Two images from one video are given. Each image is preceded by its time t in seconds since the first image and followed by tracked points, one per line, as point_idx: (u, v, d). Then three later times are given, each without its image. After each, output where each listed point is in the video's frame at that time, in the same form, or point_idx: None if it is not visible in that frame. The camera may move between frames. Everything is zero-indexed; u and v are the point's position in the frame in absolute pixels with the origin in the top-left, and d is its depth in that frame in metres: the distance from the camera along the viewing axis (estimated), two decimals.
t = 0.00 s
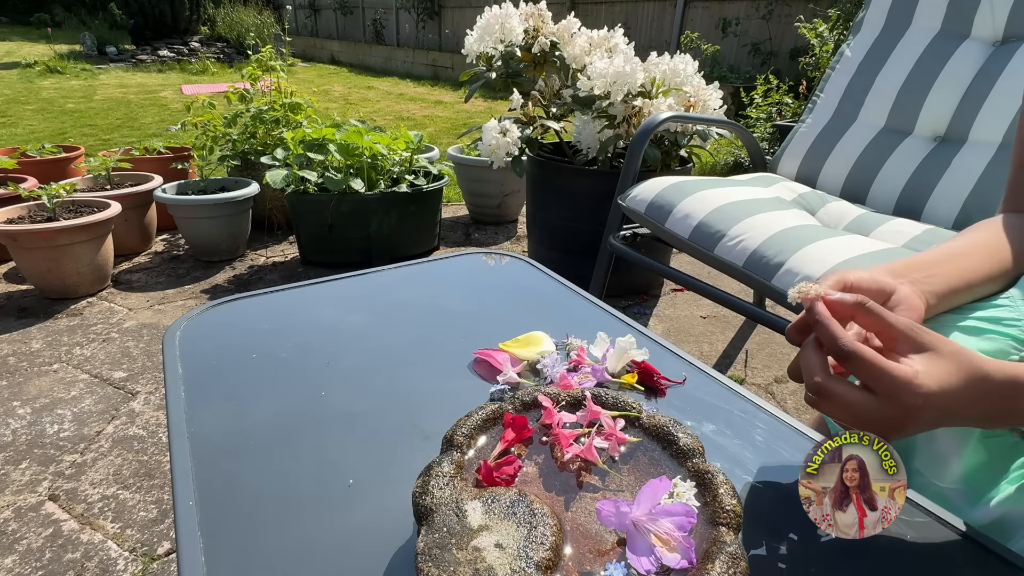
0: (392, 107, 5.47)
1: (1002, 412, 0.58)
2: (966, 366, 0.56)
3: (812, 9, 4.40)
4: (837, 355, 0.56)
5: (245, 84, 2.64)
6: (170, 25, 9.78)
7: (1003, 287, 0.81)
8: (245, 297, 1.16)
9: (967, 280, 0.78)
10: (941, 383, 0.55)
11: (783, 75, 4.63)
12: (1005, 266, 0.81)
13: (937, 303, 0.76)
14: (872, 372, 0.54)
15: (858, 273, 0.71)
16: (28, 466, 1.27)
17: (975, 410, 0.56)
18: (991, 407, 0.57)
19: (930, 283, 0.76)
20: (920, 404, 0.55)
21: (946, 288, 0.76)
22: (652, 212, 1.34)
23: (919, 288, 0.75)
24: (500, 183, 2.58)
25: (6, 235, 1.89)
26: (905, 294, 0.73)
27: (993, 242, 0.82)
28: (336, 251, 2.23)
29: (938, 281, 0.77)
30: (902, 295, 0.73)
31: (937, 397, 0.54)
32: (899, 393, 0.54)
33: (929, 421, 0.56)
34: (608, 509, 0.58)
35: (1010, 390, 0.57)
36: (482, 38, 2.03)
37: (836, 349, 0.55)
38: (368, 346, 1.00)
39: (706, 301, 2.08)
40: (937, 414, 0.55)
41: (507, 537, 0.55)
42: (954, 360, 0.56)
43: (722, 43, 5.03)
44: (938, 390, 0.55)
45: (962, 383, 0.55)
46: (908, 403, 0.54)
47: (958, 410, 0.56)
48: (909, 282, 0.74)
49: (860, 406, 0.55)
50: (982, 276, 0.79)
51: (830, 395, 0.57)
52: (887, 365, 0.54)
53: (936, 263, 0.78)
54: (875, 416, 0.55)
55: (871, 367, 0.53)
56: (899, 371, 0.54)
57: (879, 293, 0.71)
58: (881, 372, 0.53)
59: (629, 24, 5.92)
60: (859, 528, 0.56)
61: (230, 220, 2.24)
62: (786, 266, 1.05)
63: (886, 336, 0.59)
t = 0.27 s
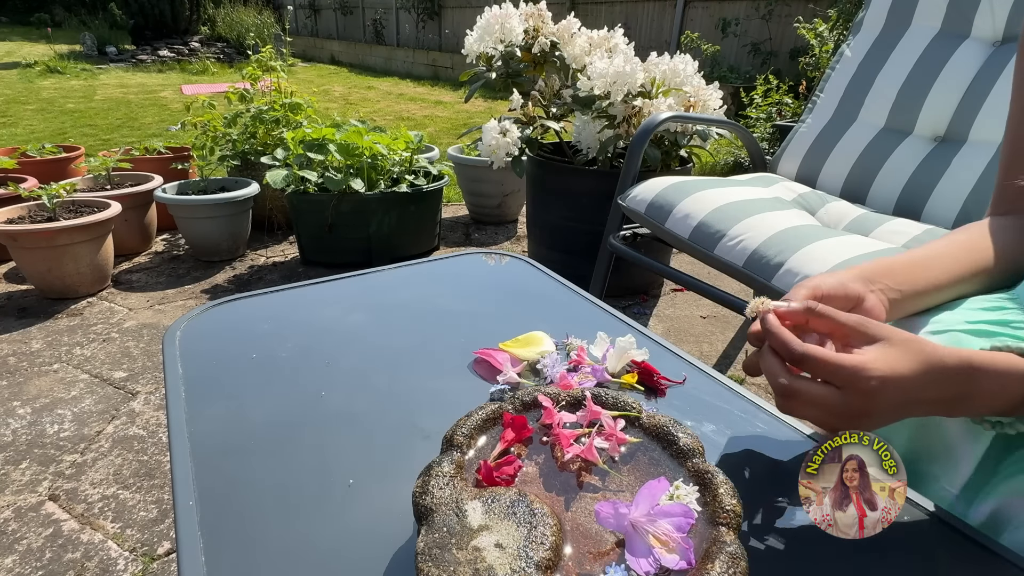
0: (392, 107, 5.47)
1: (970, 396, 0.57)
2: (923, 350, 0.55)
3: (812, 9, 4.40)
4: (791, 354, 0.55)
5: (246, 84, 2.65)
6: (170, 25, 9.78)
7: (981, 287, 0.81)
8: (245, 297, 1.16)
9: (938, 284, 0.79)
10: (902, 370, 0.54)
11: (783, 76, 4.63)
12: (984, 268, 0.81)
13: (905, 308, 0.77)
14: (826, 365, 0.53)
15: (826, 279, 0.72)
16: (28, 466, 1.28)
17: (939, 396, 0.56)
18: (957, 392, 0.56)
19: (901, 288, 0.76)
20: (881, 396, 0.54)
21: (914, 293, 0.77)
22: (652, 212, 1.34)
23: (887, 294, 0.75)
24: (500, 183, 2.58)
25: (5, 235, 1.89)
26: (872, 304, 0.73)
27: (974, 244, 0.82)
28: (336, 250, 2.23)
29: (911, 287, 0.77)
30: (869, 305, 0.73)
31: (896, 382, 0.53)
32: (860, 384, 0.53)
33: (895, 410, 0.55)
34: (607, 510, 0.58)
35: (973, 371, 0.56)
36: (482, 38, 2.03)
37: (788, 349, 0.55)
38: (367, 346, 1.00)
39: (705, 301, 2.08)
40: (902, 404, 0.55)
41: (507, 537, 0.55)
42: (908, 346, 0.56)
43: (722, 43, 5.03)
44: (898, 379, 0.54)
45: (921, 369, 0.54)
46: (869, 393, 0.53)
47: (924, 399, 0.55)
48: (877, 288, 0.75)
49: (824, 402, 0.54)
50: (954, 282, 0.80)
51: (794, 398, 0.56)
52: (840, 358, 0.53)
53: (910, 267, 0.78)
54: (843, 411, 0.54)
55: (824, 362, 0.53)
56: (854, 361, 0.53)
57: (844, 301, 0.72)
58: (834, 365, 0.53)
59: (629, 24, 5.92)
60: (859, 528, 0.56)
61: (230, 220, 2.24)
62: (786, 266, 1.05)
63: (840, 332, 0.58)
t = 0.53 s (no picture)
0: (392, 107, 5.48)
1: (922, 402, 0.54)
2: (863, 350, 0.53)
3: (812, 9, 4.40)
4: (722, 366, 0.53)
5: (246, 84, 2.65)
6: (170, 25, 9.77)
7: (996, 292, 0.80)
8: (245, 297, 1.16)
9: (957, 279, 0.77)
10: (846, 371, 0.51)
11: (783, 75, 4.63)
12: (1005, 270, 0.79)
13: (924, 302, 0.76)
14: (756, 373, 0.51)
15: (838, 265, 0.71)
16: (27, 466, 1.27)
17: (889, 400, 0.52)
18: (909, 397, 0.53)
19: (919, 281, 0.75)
20: (825, 401, 0.51)
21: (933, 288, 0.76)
22: (652, 212, 1.34)
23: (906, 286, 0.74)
24: (501, 183, 2.58)
25: (6, 235, 1.89)
26: (891, 293, 0.72)
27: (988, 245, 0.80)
28: (336, 251, 2.23)
29: (929, 279, 0.76)
30: (892, 295, 0.72)
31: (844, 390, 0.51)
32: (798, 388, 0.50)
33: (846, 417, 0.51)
34: (605, 513, 0.58)
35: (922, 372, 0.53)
36: (482, 38, 2.03)
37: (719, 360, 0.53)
38: (367, 346, 1.00)
39: (705, 301, 2.08)
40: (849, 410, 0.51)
41: (507, 537, 0.55)
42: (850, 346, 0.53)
43: (722, 43, 5.03)
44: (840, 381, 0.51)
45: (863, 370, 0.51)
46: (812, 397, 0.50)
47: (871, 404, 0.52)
48: (897, 278, 0.74)
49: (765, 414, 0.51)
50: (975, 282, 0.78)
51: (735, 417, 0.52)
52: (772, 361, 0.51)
53: (929, 260, 0.77)
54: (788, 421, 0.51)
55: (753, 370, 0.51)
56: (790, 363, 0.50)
57: (860, 290, 0.71)
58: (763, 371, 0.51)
59: (629, 24, 5.92)
60: (859, 528, 0.56)
61: (230, 220, 2.24)
62: (786, 266, 1.05)
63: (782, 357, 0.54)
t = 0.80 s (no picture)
0: (392, 107, 5.48)
1: (846, 402, 0.44)
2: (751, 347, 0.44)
3: (812, 9, 4.40)
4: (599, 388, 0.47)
5: (246, 84, 2.65)
6: (170, 25, 9.77)
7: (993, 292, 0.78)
8: (245, 297, 1.16)
9: (953, 278, 0.76)
10: (726, 367, 0.43)
11: (783, 76, 4.63)
12: (1005, 271, 0.77)
13: (918, 297, 0.75)
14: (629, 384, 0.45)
15: (821, 257, 0.74)
16: (27, 466, 1.27)
17: (802, 401, 0.43)
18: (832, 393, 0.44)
19: (913, 276, 0.74)
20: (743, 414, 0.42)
21: (928, 283, 0.75)
22: (652, 212, 1.34)
23: (898, 280, 0.74)
24: (501, 183, 2.58)
25: (5, 235, 1.89)
26: (879, 284, 0.72)
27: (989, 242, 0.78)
28: (336, 251, 2.22)
29: (920, 275, 0.75)
30: (874, 285, 0.72)
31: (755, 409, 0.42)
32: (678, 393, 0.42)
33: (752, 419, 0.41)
34: (605, 513, 0.58)
35: (829, 364, 0.44)
36: (483, 38, 2.03)
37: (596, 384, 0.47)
38: (367, 347, 1.00)
39: (705, 301, 2.08)
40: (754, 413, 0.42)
41: (507, 537, 0.55)
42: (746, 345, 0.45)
43: (722, 43, 5.03)
44: (719, 377, 0.42)
45: (751, 367, 0.43)
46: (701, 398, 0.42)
47: (782, 403, 0.42)
48: (887, 270, 0.74)
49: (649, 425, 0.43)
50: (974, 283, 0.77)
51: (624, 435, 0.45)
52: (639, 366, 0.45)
53: (928, 257, 0.77)
54: (687, 432, 0.41)
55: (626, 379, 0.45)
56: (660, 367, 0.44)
57: (843, 281, 0.73)
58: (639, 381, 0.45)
59: (629, 24, 5.92)
60: (859, 528, 0.55)
61: (230, 220, 2.24)
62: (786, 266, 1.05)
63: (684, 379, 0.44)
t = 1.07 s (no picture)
0: (392, 107, 5.48)
1: (811, 406, 0.48)
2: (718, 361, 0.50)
3: (812, 9, 4.40)
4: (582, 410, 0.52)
5: (246, 84, 2.65)
6: (170, 25, 9.76)
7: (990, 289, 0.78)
8: (245, 297, 1.16)
9: (950, 275, 0.76)
10: (696, 378, 0.48)
11: (783, 76, 4.63)
12: (1000, 269, 0.77)
13: (913, 293, 0.75)
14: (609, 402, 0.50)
15: (817, 254, 0.75)
16: (27, 466, 1.27)
17: (768, 406, 0.47)
18: (797, 398, 0.48)
19: (909, 273, 0.75)
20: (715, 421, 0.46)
21: (924, 280, 0.75)
22: (652, 212, 1.34)
23: (894, 276, 0.74)
24: (501, 183, 2.58)
25: (5, 235, 1.89)
26: (874, 280, 0.72)
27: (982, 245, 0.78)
28: (336, 251, 2.22)
29: (914, 274, 0.75)
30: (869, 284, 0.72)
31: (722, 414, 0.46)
32: (651, 404, 0.47)
33: (721, 427, 0.46)
34: (596, 521, 0.58)
35: (791, 372, 0.49)
36: (483, 38, 2.03)
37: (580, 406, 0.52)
38: (366, 346, 1.00)
39: (705, 301, 2.08)
40: (723, 421, 0.46)
41: (507, 537, 0.55)
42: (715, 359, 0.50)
43: (722, 43, 5.03)
44: (688, 388, 0.47)
45: (717, 379, 0.48)
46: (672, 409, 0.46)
47: (749, 411, 0.47)
48: (882, 267, 0.74)
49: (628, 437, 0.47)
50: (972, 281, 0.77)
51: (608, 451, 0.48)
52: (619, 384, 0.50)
53: (924, 254, 0.77)
54: (664, 440, 0.45)
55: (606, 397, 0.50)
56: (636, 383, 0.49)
57: (838, 277, 0.73)
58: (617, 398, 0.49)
59: (629, 24, 5.92)
60: (859, 528, 0.56)
61: (230, 220, 2.24)
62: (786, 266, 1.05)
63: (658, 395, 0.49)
